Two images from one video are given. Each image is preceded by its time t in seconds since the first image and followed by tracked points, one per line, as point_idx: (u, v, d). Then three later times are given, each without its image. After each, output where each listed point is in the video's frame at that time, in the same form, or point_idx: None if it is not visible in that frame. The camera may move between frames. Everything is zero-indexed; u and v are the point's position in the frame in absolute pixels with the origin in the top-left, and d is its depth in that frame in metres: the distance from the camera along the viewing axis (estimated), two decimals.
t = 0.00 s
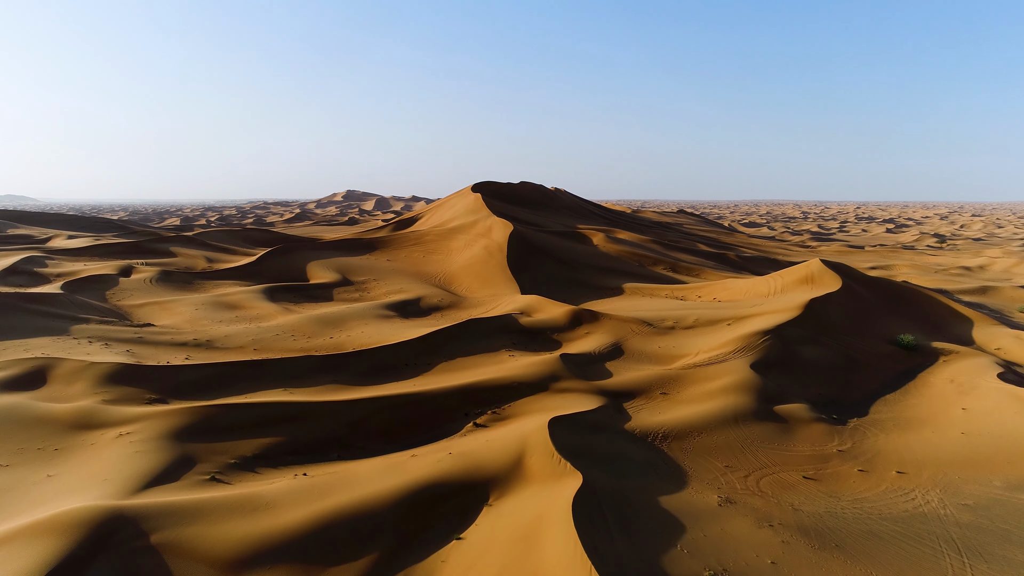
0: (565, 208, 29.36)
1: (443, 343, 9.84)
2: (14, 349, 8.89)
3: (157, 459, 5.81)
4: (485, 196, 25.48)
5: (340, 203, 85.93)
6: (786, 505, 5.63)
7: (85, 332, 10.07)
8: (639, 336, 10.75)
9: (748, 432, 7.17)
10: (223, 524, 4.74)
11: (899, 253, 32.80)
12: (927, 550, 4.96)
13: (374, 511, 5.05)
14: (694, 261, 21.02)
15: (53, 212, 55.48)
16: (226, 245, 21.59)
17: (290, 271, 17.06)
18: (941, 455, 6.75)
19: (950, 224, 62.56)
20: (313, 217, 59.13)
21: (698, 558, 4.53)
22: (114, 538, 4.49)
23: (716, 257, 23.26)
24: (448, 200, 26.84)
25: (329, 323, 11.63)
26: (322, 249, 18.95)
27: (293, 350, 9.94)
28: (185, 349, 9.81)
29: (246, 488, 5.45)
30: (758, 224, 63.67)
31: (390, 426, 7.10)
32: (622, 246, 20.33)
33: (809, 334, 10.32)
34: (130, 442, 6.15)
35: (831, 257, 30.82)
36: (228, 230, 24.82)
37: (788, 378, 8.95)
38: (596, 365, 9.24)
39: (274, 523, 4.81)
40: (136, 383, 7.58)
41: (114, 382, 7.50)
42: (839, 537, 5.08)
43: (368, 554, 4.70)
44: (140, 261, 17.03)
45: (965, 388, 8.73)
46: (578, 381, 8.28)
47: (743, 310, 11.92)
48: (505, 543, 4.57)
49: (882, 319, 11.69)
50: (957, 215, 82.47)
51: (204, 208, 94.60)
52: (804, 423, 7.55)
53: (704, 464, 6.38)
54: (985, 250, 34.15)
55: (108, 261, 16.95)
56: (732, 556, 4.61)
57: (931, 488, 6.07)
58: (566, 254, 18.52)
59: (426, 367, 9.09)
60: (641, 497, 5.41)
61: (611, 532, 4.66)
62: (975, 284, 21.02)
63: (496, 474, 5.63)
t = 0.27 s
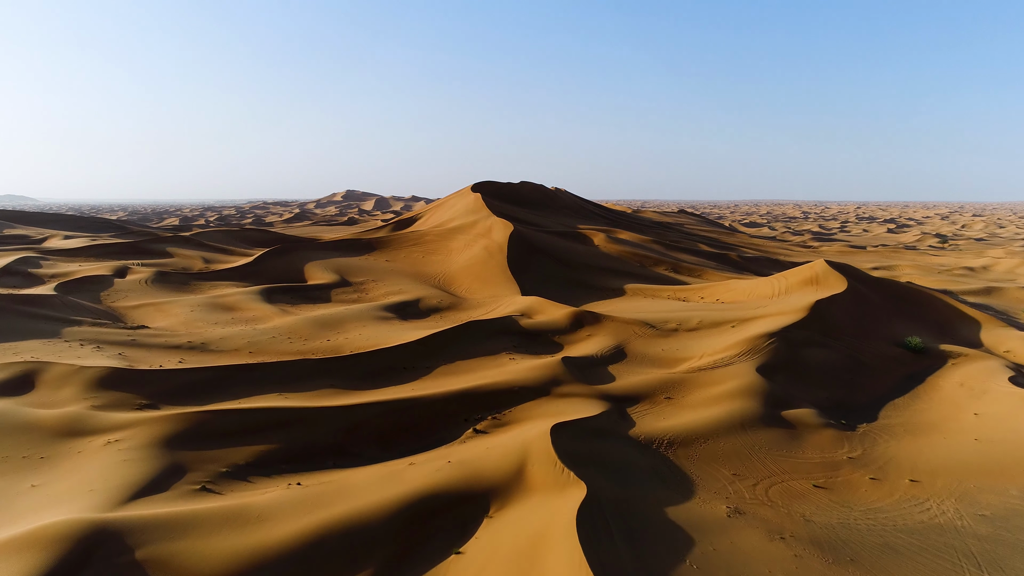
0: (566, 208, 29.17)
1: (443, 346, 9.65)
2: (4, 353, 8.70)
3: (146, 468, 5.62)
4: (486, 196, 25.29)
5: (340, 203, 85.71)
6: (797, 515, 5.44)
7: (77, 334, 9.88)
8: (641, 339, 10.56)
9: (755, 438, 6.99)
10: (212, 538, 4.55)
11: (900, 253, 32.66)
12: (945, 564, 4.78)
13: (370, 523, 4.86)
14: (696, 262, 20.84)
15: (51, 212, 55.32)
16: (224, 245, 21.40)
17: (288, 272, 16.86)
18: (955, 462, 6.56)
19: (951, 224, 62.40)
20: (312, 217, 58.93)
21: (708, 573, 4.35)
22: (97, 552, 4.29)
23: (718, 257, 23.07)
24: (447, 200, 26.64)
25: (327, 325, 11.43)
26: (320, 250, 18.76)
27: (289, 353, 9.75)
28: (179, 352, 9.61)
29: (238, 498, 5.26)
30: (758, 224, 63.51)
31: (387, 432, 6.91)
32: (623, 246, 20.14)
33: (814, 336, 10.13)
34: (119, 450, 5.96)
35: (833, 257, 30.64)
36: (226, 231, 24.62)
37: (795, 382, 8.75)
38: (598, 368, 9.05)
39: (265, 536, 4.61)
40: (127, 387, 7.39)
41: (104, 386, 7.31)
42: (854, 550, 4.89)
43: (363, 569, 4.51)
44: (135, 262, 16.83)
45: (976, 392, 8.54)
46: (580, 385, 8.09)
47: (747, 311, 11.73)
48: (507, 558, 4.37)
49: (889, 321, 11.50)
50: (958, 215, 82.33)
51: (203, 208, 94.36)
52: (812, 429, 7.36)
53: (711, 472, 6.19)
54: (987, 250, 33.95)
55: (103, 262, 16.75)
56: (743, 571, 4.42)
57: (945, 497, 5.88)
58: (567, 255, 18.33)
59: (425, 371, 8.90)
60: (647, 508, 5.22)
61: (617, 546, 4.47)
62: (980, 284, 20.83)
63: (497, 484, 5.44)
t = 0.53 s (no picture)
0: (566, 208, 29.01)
1: (442, 349, 9.49)
2: None
3: (135, 477, 5.45)
4: (486, 196, 25.13)
5: (339, 203, 85.49)
6: (807, 525, 5.28)
7: (70, 337, 9.71)
8: (644, 341, 10.39)
9: (762, 444, 6.82)
10: (202, 551, 4.37)
11: (902, 253, 32.49)
12: None
13: (366, 534, 4.69)
14: (697, 262, 20.67)
15: (49, 213, 55.12)
16: (221, 245, 21.22)
17: (286, 272, 16.70)
18: (967, 468, 6.39)
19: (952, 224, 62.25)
20: (312, 217, 58.79)
21: None
22: (81, 567, 4.11)
23: (720, 257, 22.90)
24: (447, 200, 26.47)
25: (324, 326, 11.27)
26: (319, 250, 18.59)
27: (285, 356, 9.59)
28: (174, 355, 9.45)
29: (230, 509, 5.09)
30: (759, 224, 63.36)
31: (385, 438, 6.75)
32: (625, 247, 19.97)
33: (820, 338, 9.96)
34: (107, 457, 5.78)
35: (835, 258, 30.47)
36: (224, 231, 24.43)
37: (801, 385, 8.59)
38: (600, 372, 8.88)
39: (256, 548, 4.44)
40: (118, 392, 7.22)
41: (95, 391, 7.14)
42: (866, 561, 4.73)
43: None
44: (131, 262, 16.67)
45: (986, 396, 8.37)
46: (582, 389, 7.92)
47: (752, 313, 11.56)
48: (507, 571, 4.20)
49: (895, 323, 11.33)
50: (958, 215, 82.18)
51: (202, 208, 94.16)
52: (820, 434, 7.19)
53: (718, 480, 6.03)
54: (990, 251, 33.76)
55: (99, 262, 16.58)
56: None
57: (959, 506, 5.72)
58: (568, 255, 18.17)
59: (424, 374, 8.74)
60: (653, 517, 5.06)
61: (622, 558, 4.31)
62: (984, 285, 20.66)
63: (497, 494, 5.27)
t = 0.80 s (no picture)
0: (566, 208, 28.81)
1: (441, 352, 9.29)
2: None
3: (122, 487, 5.25)
4: (486, 196, 24.93)
5: (339, 203, 85.26)
6: (819, 537, 5.09)
7: (61, 339, 9.51)
8: (647, 343, 10.20)
9: (770, 451, 6.62)
10: (189, 567, 4.18)
11: (905, 253, 32.30)
12: None
13: (361, 549, 4.50)
14: (699, 263, 20.48)
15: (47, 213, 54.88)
16: (218, 246, 21.01)
17: (283, 273, 16.50)
18: (983, 477, 6.19)
19: (954, 224, 62.05)
20: (311, 217, 58.55)
21: None
22: None
23: (722, 258, 22.70)
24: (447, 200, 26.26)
25: (321, 329, 11.07)
26: (317, 250, 18.39)
27: (281, 359, 9.39)
28: (167, 358, 9.25)
29: (220, 521, 4.89)
30: (760, 224, 63.15)
31: (382, 445, 6.55)
32: (626, 247, 19.77)
33: (827, 341, 9.76)
34: (94, 466, 5.58)
35: (838, 258, 30.26)
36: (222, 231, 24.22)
37: (808, 389, 8.39)
38: (603, 376, 8.68)
39: (246, 564, 4.24)
40: (109, 397, 7.03)
41: (84, 397, 6.94)
42: None
43: None
44: (127, 263, 16.47)
45: (999, 401, 8.17)
46: (585, 394, 7.72)
47: (756, 315, 11.36)
48: None
49: (902, 325, 11.13)
50: (959, 215, 82.03)
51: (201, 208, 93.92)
52: (829, 441, 6.99)
53: (726, 489, 5.83)
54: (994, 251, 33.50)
55: (94, 263, 16.38)
56: None
57: (976, 517, 5.52)
58: (569, 256, 17.97)
59: (423, 378, 8.54)
60: (661, 530, 4.86)
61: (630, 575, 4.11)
62: (989, 286, 20.45)
63: (498, 505, 5.07)
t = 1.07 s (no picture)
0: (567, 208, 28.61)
1: (440, 355, 9.09)
2: None
3: (108, 498, 5.06)
4: (486, 196, 24.73)
5: (338, 203, 85.06)
6: (833, 550, 4.89)
7: (52, 342, 9.32)
8: (650, 346, 10.00)
9: (779, 458, 6.43)
10: None
11: (908, 254, 32.11)
12: None
13: (355, 564, 4.30)
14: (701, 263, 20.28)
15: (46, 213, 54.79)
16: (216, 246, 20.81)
17: (281, 274, 16.30)
18: (999, 486, 6.00)
19: (955, 224, 61.87)
20: (310, 217, 58.34)
21: None
22: None
23: (724, 258, 22.50)
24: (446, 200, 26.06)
25: (318, 331, 10.87)
26: (315, 251, 18.19)
27: (277, 362, 9.20)
28: (160, 362, 9.05)
29: (209, 534, 4.70)
30: (761, 224, 62.95)
31: (378, 452, 6.36)
32: (628, 247, 19.58)
33: (834, 344, 9.57)
34: (79, 475, 5.38)
35: (840, 258, 30.05)
36: (220, 231, 24.02)
37: (816, 394, 8.20)
38: (606, 379, 8.49)
39: None
40: (98, 404, 6.84)
41: (72, 403, 6.75)
42: None
43: None
44: (123, 263, 16.28)
45: (1011, 406, 7.98)
46: (587, 398, 7.53)
47: (761, 317, 11.17)
48: None
49: (909, 327, 10.94)
50: (961, 215, 81.84)
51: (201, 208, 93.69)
52: (839, 448, 6.80)
53: (735, 499, 5.64)
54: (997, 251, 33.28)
55: (89, 264, 16.18)
56: None
57: (994, 529, 5.33)
58: (570, 256, 17.77)
59: (421, 382, 8.34)
60: (668, 543, 4.66)
61: None
62: (994, 287, 20.26)
63: (499, 517, 4.88)
